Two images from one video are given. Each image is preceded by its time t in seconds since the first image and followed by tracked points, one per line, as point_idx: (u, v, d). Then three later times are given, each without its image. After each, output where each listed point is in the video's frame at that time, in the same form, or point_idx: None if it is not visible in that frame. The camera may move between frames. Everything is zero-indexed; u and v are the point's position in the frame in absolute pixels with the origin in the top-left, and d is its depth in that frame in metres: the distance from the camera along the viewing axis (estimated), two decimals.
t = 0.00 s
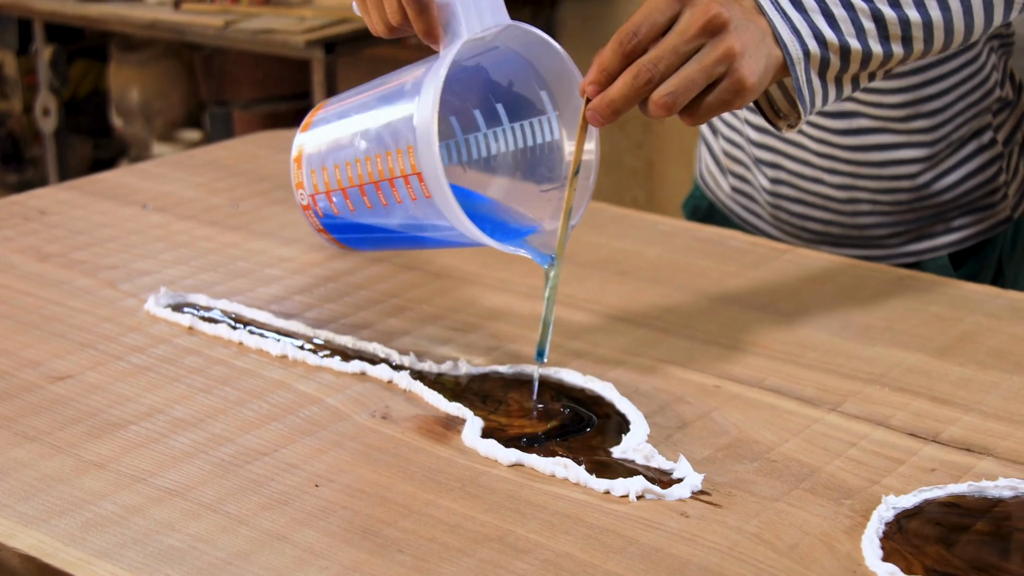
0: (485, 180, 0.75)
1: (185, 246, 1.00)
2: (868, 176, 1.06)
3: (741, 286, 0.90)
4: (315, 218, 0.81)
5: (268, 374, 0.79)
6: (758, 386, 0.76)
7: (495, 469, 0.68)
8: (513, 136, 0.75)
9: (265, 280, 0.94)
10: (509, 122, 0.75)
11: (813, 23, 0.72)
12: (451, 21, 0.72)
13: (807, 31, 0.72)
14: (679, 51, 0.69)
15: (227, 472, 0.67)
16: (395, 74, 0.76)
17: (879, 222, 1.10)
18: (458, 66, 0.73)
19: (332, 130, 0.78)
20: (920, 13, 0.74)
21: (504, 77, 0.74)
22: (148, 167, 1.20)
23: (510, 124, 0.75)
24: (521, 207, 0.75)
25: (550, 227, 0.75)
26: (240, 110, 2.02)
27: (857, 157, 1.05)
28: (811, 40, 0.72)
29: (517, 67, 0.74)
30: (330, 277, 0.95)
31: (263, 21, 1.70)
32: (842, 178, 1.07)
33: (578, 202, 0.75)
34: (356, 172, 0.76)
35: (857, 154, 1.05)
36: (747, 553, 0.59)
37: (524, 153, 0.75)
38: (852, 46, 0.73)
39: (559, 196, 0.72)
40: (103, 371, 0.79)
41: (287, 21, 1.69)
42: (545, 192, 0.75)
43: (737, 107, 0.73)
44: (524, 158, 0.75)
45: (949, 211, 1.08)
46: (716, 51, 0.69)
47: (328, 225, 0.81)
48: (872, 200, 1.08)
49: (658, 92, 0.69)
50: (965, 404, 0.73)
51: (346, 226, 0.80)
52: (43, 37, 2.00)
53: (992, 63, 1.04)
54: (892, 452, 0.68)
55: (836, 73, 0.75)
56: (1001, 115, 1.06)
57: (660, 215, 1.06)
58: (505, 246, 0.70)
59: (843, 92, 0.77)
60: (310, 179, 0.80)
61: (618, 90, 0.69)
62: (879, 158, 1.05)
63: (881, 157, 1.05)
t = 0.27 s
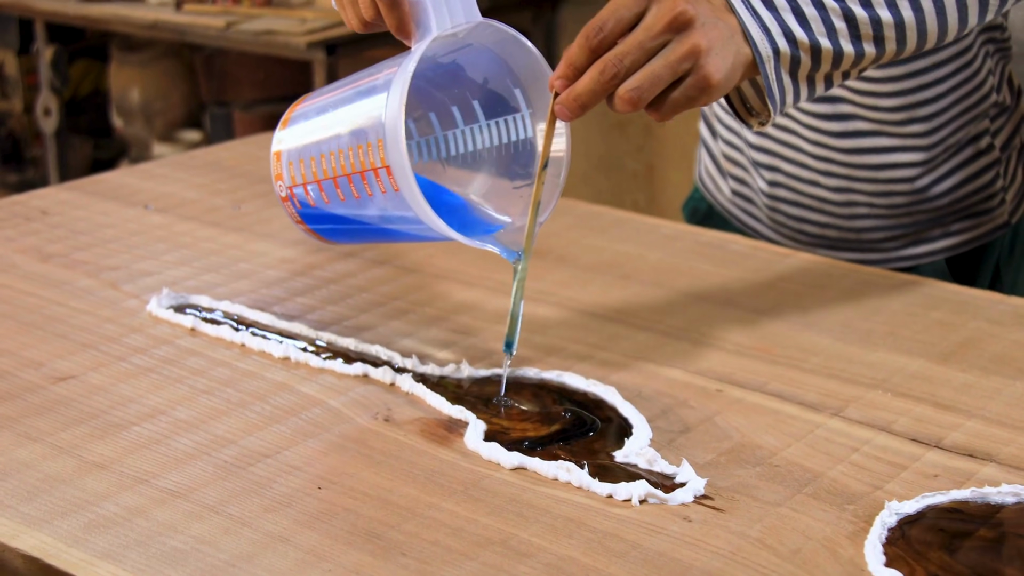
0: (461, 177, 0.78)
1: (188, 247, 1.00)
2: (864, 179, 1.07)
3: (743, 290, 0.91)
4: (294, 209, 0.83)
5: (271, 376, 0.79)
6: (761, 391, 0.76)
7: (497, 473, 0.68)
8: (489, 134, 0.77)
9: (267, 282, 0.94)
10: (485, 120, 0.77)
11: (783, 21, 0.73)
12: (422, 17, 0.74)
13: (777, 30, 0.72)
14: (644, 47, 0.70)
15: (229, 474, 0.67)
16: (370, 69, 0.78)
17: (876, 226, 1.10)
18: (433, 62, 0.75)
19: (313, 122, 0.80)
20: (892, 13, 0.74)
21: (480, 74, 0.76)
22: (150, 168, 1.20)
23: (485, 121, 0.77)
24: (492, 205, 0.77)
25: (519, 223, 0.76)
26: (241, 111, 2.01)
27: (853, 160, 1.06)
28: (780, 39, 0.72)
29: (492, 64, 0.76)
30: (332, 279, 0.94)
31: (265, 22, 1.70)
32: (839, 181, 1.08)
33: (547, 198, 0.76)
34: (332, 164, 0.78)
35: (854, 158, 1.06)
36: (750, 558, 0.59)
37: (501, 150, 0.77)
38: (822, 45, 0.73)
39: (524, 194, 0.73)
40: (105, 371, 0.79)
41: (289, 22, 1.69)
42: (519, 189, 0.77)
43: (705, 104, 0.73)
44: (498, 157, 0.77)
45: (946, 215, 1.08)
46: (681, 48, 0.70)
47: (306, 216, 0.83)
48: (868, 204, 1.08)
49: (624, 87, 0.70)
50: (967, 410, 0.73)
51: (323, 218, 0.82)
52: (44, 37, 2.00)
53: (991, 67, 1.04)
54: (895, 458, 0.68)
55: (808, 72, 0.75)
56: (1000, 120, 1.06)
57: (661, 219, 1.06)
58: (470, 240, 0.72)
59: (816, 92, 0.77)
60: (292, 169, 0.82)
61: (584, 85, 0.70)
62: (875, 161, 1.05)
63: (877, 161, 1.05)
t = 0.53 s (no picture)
0: (445, 171, 0.78)
1: (188, 250, 1.00)
2: (857, 182, 1.07)
3: (743, 294, 0.91)
4: (282, 208, 0.84)
5: (271, 379, 0.79)
6: (761, 394, 0.76)
7: (498, 476, 0.68)
8: (473, 130, 0.78)
9: (268, 284, 0.94)
10: (470, 116, 0.78)
11: (756, 20, 0.73)
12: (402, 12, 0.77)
13: (750, 29, 0.73)
14: (615, 44, 0.71)
15: (230, 476, 0.67)
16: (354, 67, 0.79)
17: (871, 229, 1.10)
18: (416, 60, 0.76)
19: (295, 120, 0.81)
20: (866, 13, 0.75)
21: (462, 72, 0.76)
22: (150, 170, 1.20)
23: (471, 118, 0.78)
24: (474, 200, 0.77)
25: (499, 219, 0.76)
26: (241, 113, 2.01)
27: (846, 163, 1.07)
28: (753, 38, 0.73)
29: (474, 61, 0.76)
30: (333, 282, 0.94)
31: (265, 24, 1.70)
32: (832, 183, 1.08)
33: (525, 195, 0.76)
34: (313, 162, 0.78)
35: (847, 161, 1.06)
36: (751, 562, 0.59)
37: (483, 146, 0.78)
38: (796, 44, 0.74)
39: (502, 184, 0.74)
40: (105, 374, 0.79)
41: (289, 24, 1.69)
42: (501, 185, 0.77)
43: (674, 102, 0.74)
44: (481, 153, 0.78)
45: (940, 219, 1.08)
46: (651, 45, 0.71)
47: (293, 215, 0.84)
48: (863, 206, 1.09)
49: (595, 84, 0.71)
50: (967, 414, 0.73)
51: (309, 216, 0.83)
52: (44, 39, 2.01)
53: (985, 71, 1.04)
54: (896, 462, 0.68)
55: (782, 71, 0.76)
56: (995, 124, 1.06)
57: (661, 222, 1.06)
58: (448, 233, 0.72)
59: (793, 91, 0.78)
60: (276, 168, 0.82)
61: (555, 82, 0.70)
62: (867, 163, 1.06)
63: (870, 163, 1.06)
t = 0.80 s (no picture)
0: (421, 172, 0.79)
1: (188, 253, 1.00)
2: (853, 184, 1.07)
3: (744, 297, 0.91)
4: (263, 206, 0.85)
5: (272, 382, 0.79)
6: (761, 397, 0.76)
7: (498, 479, 0.68)
8: (450, 130, 0.79)
9: (268, 287, 0.94)
10: (447, 117, 0.79)
11: (725, 19, 0.74)
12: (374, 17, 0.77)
13: (719, 28, 0.74)
14: (579, 43, 0.72)
15: (231, 479, 0.67)
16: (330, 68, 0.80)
17: (868, 232, 1.10)
18: (394, 61, 0.78)
19: (274, 122, 0.82)
20: (837, 12, 0.75)
21: (438, 73, 0.78)
22: (150, 173, 1.20)
23: (448, 118, 0.79)
24: (449, 198, 0.78)
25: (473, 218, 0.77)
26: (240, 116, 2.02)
27: (841, 164, 1.07)
28: (722, 36, 0.74)
29: (451, 63, 0.78)
30: (333, 285, 0.94)
31: (265, 27, 1.70)
32: (829, 185, 1.09)
33: (498, 194, 0.78)
34: (289, 161, 0.79)
35: (841, 162, 1.07)
36: (751, 564, 0.59)
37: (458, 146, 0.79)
38: (765, 43, 0.74)
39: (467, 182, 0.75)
40: (106, 377, 0.79)
41: (288, 27, 1.69)
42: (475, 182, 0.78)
43: (641, 100, 0.75)
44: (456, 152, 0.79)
45: (937, 222, 1.09)
46: (615, 44, 0.71)
47: (274, 214, 0.85)
48: (859, 209, 1.09)
49: (560, 83, 0.72)
50: (967, 417, 0.73)
51: (289, 215, 0.84)
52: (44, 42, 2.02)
53: (981, 73, 1.04)
54: (896, 465, 0.68)
55: (753, 70, 0.76)
56: (992, 127, 1.06)
57: (660, 225, 1.06)
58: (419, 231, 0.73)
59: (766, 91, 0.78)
60: (256, 168, 0.83)
61: (521, 81, 0.71)
62: (863, 165, 1.06)
63: (864, 165, 1.06)
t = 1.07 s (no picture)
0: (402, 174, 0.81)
1: (188, 256, 1.00)
2: (849, 185, 1.08)
3: (746, 300, 0.91)
4: (244, 203, 0.86)
5: (273, 385, 0.79)
6: (763, 401, 0.76)
7: (500, 482, 0.68)
8: (429, 129, 0.81)
9: (268, 291, 0.93)
10: (425, 117, 0.81)
11: (698, 21, 0.74)
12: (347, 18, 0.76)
13: (690, 29, 0.74)
14: (547, 45, 0.72)
15: (232, 483, 0.67)
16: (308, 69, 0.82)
17: (864, 233, 1.11)
18: (372, 63, 0.80)
19: (254, 120, 0.84)
20: (809, 14, 0.75)
21: (416, 74, 0.80)
22: (150, 176, 1.20)
23: (426, 118, 0.81)
24: (424, 200, 0.79)
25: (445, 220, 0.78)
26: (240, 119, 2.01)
27: (837, 165, 1.07)
28: (694, 38, 0.74)
29: (427, 65, 0.80)
30: (334, 288, 0.94)
31: (265, 30, 1.70)
32: (825, 186, 1.09)
33: (471, 196, 0.79)
34: (268, 160, 0.81)
35: (838, 163, 1.07)
36: (754, 569, 0.59)
37: (434, 146, 0.81)
38: (737, 45, 0.74)
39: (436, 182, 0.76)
40: (107, 381, 0.79)
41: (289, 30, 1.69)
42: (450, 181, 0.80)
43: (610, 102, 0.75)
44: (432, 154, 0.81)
45: (933, 224, 1.09)
46: (582, 46, 0.72)
47: (254, 211, 0.86)
48: (856, 210, 1.09)
49: (528, 84, 0.72)
50: (970, 421, 0.73)
51: (268, 212, 0.85)
52: (44, 44, 2.02)
53: (977, 74, 1.04)
54: (898, 468, 0.68)
55: (726, 72, 0.76)
56: (990, 129, 1.06)
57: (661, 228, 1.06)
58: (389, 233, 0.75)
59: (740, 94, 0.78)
60: (238, 164, 0.85)
61: (491, 82, 0.72)
62: (859, 166, 1.06)
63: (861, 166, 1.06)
